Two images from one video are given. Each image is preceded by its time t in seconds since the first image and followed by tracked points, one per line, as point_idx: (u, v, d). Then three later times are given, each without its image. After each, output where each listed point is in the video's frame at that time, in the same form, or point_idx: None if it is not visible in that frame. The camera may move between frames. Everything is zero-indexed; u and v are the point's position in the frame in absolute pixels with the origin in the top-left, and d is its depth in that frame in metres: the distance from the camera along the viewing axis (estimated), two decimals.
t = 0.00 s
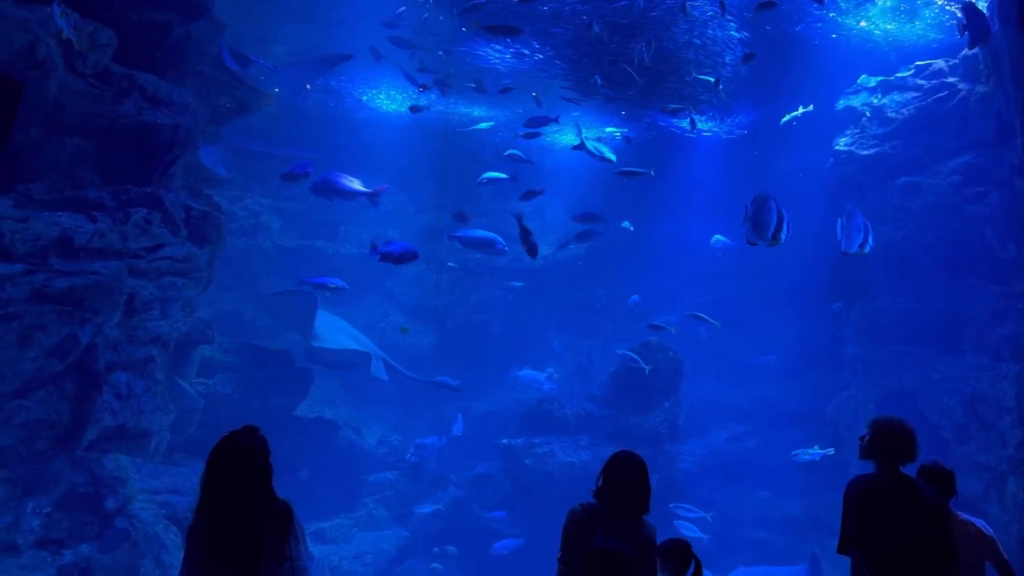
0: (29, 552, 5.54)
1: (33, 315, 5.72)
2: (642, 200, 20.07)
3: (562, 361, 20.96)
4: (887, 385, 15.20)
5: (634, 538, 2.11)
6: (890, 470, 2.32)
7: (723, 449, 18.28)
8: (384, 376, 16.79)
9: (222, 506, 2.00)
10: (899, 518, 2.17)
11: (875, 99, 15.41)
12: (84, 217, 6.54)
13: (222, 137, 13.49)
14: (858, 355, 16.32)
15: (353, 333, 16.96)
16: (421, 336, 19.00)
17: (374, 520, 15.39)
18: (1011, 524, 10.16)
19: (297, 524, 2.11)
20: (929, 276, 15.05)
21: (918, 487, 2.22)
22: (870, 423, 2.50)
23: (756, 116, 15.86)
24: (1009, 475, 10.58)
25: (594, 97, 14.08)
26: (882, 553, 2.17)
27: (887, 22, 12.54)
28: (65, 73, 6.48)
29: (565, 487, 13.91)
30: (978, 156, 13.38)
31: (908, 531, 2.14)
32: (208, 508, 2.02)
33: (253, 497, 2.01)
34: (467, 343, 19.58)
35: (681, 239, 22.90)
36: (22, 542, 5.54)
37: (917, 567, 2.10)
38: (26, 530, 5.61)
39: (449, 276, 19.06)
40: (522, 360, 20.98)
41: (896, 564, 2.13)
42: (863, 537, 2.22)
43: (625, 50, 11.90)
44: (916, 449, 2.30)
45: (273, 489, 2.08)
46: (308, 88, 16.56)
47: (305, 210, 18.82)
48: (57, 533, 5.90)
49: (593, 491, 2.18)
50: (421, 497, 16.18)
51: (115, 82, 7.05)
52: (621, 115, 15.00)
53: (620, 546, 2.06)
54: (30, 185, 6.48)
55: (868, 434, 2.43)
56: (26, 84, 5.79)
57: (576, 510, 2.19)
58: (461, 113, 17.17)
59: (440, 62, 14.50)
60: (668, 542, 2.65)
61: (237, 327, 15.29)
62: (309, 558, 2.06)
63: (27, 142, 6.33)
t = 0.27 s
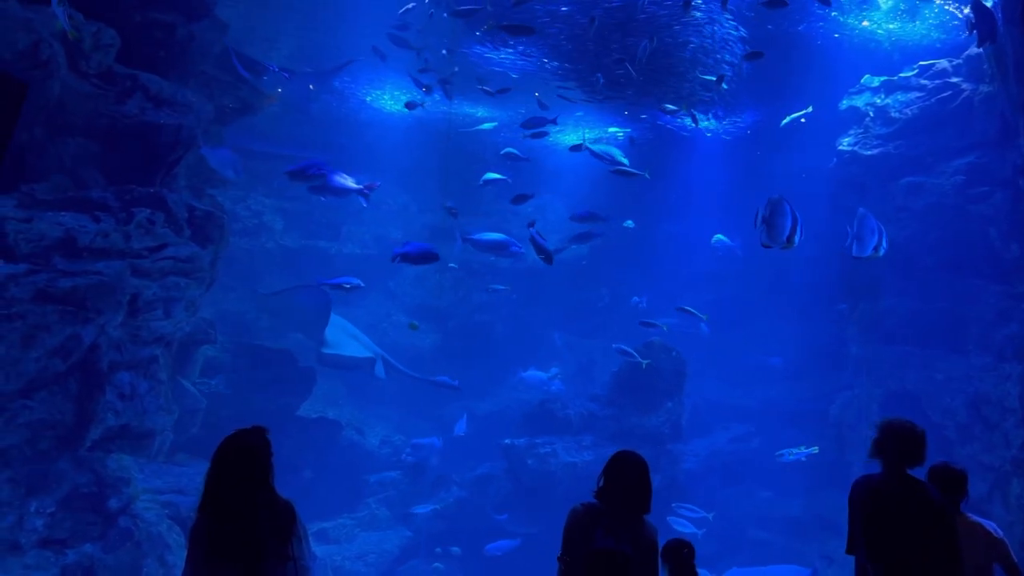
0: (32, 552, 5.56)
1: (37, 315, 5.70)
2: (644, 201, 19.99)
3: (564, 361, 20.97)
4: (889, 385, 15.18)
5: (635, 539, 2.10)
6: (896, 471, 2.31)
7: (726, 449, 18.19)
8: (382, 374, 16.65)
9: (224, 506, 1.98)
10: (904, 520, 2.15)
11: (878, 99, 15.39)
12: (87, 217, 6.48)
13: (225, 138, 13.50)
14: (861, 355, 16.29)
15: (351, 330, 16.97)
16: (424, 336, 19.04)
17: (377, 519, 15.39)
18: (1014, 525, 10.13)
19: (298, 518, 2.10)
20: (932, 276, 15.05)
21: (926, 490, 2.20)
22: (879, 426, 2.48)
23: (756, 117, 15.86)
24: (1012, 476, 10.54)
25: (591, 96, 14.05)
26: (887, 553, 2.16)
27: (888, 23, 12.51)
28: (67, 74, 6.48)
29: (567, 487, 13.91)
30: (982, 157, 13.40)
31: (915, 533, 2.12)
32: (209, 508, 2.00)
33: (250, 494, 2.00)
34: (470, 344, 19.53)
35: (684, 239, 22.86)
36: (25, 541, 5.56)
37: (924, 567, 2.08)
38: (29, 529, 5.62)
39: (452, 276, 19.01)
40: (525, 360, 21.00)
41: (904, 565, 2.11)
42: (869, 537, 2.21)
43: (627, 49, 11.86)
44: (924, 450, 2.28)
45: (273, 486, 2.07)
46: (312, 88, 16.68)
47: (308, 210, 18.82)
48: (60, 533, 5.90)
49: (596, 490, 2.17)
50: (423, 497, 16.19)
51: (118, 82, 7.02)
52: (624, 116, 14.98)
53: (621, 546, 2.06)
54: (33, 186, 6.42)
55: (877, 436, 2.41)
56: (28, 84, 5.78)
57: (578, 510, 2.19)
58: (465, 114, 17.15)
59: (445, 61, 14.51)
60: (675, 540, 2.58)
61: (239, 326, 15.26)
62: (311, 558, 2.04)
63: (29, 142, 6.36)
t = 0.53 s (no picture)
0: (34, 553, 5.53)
1: (39, 316, 5.64)
2: (647, 201, 19.94)
3: (566, 362, 20.98)
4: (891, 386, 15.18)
5: (634, 538, 2.11)
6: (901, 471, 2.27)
7: (728, 451, 18.16)
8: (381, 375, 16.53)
9: (226, 508, 1.96)
10: (905, 521, 2.15)
11: (880, 99, 15.35)
12: (89, 217, 6.51)
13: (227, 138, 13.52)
14: (864, 356, 16.27)
15: (351, 329, 16.75)
16: (425, 337, 19.04)
17: (379, 520, 15.33)
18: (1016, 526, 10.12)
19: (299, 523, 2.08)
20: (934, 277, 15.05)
21: (930, 492, 2.17)
22: (887, 426, 2.42)
23: (758, 117, 15.83)
24: (1014, 477, 10.52)
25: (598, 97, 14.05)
26: (888, 553, 2.15)
27: (890, 24, 12.50)
28: (69, 73, 6.46)
29: (569, 487, 13.92)
30: (982, 157, 13.42)
31: (917, 534, 2.11)
32: (210, 507, 1.98)
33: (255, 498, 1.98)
34: (471, 344, 19.51)
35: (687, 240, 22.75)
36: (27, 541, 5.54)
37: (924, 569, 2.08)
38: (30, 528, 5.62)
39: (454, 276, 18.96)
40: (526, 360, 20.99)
41: (904, 566, 2.11)
42: (869, 536, 2.21)
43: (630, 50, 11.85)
44: (932, 455, 2.22)
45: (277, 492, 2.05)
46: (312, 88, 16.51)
47: (309, 210, 18.76)
48: (63, 533, 5.87)
49: (596, 490, 2.17)
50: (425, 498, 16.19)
51: (121, 82, 7.09)
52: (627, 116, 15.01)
53: (619, 546, 2.07)
54: (38, 185, 6.48)
55: (885, 437, 2.35)
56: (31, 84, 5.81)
57: (578, 511, 2.20)
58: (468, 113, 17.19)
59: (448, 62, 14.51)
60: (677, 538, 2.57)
61: (239, 325, 15.41)
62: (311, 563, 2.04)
63: (31, 142, 6.35)
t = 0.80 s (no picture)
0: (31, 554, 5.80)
1: (40, 317, 5.75)
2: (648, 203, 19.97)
3: (567, 364, 21.03)
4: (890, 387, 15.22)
5: (634, 538, 2.14)
6: (905, 475, 2.28)
7: (729, 452, 18.17)
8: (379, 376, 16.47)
9: (227, 509, 1.98)
10: (906, 522, 2.17)
11: (881, 101, 15.43)
12: (90, 219, 6.51)
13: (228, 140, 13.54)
14: (865, 356, 16.26)
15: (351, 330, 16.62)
16: (427, 338, 19.05)
17: (380, 521, 15.33)
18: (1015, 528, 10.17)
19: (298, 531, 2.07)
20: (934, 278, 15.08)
21: (932, 495, 2.19)
22: (890, 428, 2.43)
23: (760, 119, 15.75)
24: (1014, 479, 10.53)
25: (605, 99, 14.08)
26: (888, 554, 2.17)
27: (888, 25, 12.54)
28: (70, 75, 6.45)
29: (569, 488, 13.96)
30: (983, 159, 13.44)
31: (918, 536, 2.13)
32: (211, 507, 2.01)
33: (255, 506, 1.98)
34: (472, 345, 19.52)
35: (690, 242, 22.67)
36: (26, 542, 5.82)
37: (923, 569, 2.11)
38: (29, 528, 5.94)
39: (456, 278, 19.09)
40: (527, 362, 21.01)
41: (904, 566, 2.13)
42: (869, 536, 2.23)
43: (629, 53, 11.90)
44: (936, 458, 2.23)
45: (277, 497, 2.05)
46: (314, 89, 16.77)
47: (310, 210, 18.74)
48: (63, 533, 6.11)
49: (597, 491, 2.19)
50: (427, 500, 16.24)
51: (121, 84, 7.03)
52: (628, 117, 15.05)
53: (618, 547, 2.10)
54: (39, 186, 6.52)
55: (889, 439, 2.36)
56: (32, 85, 5.90)
57: (579, 512, 2.22)
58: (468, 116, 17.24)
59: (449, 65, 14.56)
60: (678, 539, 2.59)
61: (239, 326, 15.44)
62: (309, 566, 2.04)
63: (32, 142, 6.43)
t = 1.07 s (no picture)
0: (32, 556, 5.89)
1: (40, 318, 5.82)
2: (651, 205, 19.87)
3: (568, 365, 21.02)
4: (890, 389, 15.19)
5: (634, 540, 2.11)
6: (904, 476, 2.29)
7: (728, 453, 18.21)
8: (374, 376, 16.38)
9: (229, 510, 1.86)
10: (906, 522, 2.15)
11: (880, 103, 15.40)
12: (89, 220, 6.46)
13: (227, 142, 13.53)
14: (864, 358, 16.26)
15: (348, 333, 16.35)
16: (427, 340, 19.19)
17: (380, 523, 15.16)
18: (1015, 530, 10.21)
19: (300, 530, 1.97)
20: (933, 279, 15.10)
21: (933, 496, 2.18)
22: (890, 431, 2.44)
23: (759, 120, 15.73)
24: (1013, 480, 10.53)
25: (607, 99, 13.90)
26: (889, 555, 2.15)
27: (885, 28, 12.59)
28: (71, 77, 6.49)
29: (569, 490, 13.95)
30: (983, 160, 13.50)
31: (919, 537, 2.12)
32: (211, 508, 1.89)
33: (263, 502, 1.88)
34: (472, 347, 19.49)
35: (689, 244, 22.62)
36: (27, 545, 5.87)
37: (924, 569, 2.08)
38: (31, 533, 5.91)
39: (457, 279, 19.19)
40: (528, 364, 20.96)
41: (905, 566, 2.11)
42: (870, 536, 2.21)
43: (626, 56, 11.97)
44: (935, 459, 2.25)
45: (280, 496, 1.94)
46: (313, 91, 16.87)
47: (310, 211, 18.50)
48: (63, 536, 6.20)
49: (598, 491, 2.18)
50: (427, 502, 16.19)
51: (121, 85, 7.04)
52: (627, 119, 15.03)
53: (618, 549, 2.07)
54: (37, 188, 6.42)
55: (889, 441, 2.38)
56: (33, 87, 5.95)
57: (579, 513, 2.21)
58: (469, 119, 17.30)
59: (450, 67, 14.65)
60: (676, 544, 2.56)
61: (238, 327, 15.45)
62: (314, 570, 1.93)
63: (33, 143, 6.38)
